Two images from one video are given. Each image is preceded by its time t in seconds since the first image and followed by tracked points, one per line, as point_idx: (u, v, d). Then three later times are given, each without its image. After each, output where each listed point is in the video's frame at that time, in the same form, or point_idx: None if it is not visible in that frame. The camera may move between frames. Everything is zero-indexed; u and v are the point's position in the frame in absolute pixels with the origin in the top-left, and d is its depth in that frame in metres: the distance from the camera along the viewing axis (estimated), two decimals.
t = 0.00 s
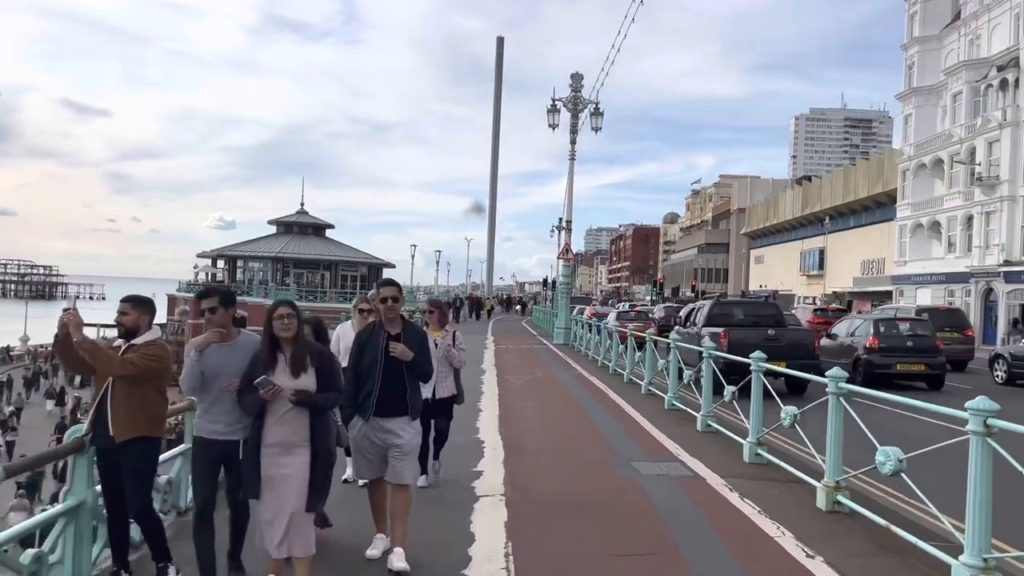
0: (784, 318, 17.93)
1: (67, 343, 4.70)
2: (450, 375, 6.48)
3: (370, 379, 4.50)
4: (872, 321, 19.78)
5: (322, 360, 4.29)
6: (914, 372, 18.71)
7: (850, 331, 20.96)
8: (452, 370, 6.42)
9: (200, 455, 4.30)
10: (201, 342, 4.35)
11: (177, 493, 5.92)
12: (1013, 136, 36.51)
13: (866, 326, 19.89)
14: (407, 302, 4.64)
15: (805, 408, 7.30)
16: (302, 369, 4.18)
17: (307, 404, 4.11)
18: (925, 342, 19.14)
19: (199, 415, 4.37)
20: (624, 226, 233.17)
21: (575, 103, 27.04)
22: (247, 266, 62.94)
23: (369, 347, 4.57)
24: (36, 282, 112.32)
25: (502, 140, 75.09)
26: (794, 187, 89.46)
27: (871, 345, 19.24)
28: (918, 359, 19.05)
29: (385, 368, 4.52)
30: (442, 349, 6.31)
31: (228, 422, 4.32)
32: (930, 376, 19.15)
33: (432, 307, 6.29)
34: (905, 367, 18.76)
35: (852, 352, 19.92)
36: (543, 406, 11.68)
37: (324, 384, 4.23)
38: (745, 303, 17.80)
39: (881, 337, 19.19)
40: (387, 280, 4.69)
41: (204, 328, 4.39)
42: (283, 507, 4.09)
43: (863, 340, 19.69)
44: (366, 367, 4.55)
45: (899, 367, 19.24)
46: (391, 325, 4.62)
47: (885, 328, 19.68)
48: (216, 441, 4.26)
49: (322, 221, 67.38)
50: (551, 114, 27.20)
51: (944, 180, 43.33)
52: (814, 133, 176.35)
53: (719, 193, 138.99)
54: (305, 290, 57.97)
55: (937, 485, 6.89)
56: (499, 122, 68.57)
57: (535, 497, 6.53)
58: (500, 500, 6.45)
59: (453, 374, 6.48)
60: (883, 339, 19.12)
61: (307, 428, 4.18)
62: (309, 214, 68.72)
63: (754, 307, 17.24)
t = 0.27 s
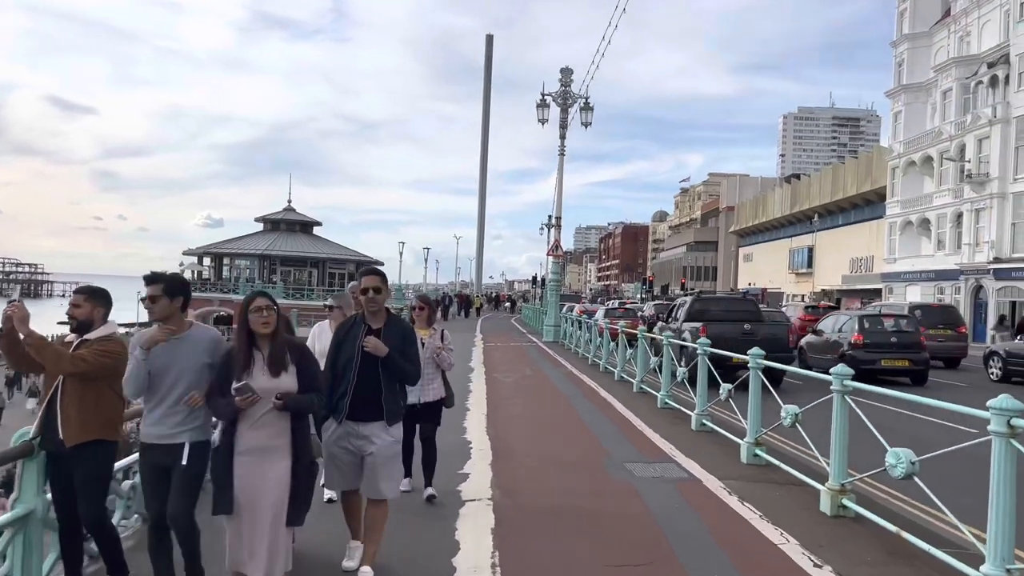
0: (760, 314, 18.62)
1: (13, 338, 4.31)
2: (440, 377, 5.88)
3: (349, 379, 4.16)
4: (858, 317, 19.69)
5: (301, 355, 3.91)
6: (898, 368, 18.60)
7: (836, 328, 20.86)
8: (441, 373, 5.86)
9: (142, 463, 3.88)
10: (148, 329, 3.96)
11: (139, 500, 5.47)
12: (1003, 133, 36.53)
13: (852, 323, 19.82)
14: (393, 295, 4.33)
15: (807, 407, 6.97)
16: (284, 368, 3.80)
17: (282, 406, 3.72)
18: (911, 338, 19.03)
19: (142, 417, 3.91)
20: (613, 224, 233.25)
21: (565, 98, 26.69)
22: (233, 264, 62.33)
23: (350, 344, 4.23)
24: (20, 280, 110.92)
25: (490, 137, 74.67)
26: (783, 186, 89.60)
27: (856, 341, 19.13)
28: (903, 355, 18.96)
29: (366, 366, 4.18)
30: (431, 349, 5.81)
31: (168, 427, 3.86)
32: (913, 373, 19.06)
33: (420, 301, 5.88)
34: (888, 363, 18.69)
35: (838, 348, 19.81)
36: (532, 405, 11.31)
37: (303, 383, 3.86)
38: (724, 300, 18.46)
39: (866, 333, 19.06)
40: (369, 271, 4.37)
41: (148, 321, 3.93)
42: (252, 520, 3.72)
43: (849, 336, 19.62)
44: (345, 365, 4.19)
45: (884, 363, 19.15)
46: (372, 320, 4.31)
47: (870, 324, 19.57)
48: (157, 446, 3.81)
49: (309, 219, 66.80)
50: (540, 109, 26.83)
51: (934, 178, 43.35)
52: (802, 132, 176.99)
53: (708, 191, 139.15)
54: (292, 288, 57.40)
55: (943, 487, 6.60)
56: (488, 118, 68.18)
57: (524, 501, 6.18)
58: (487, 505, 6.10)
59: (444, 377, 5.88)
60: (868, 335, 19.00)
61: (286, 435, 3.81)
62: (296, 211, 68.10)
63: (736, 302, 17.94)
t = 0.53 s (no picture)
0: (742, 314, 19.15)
1: None
2: (435, 387, 5.40)
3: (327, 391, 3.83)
4: (845, 317, 19.62)
5: (276, 368, 3.59)
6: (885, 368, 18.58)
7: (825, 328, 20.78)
8: (436, 383, 5.40)
9: (89, 490, 3.62)
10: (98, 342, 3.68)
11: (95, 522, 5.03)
12: (996, 132, 36.52)
13: (839, 323, 19.75)
14: (376, 299, 4.01)
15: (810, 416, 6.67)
16: (255, 383, 3.48)
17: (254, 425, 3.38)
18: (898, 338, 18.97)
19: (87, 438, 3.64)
20: (604, 223, 233.25)
21: (557, 95, 26.37)
22: (222, 263, 61.83)
23: (328, 354, 3.89)
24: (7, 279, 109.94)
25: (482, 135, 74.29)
26: (775, 184, 89.65)
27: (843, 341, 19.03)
28: (889, 354, 18.94)
29: (345, 377, 3.85)
30: (424, 357, 5.40)
31: (110, 454, 3.58)
32: (899, 372, 19.04)
33: (410, 304, 5.51)
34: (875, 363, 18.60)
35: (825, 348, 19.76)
36: (522, 410, 11.00)
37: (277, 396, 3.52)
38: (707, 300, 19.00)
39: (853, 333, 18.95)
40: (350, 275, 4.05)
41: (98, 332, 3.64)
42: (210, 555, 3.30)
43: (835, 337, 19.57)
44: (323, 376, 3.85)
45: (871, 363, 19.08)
46: (352, 329, 3.99)
47: (857, 324, 19.48)
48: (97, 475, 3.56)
49: (299, 217, 66.30)
50: (532, 106, 26.50)
51: (926, 177, 43.33)
52: (793, 131, 177.58)
53: (699, 190, 139.29)
54: (282, 287, 56.93)
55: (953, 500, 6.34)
56: (480, 116, 67.82)
57: (514, 517, 5.87)
58: (475, 521, 5.78)
59: (438, 387, 5.41)
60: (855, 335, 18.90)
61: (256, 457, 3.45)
62: (285, 210, 67.63)
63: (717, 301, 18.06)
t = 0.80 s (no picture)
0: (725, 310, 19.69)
1: None
2: (427, 390, 5.02)
3: (304, 396, 3.51)
4: (836, 313, 19.52)
5: (239, 373, 3.28)
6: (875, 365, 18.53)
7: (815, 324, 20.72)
8: (429, 385, 5.04)
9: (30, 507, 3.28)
10: (52, 338, 3.37)
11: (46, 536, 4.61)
12: (992, 129, 36.41)
13: (829, 319, 19.67)
14: (355, 293, 3.69)
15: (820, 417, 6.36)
16: (212, 387, 3.18)
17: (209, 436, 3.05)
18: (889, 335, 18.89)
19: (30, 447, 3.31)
20: (598, 221, 233.13)
21: (551, 91, 26.04)
22: (214, 260, 61.33)
23: (305, 354, 3.57)
24: None
25: (475, 131, 73.89)
26: (769, 182, 89.54)
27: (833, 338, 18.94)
28: (880, 351, 18.88)
29: (324, 379, 3.53)
30: (415, 357, 5.03)
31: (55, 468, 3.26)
32: (891, 368, 19.03)
33: (402, 299, 5.13)
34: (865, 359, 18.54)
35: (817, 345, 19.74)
36: (517, 410, 10.68)
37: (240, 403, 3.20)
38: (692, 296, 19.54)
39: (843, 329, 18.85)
40: (328, 266, 3.71)
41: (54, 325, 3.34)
42: None
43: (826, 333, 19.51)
44: (298, 380, 3.53)
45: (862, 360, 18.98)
46: (330, 326, 3.66)
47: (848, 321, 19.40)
48: (35, 494, 3.22)
49: (292, 214, 65.83)
50: (525, 102, 26.17)
51: (921, 174, 43.22)
52: (787, 129, 177.83)
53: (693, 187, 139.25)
54: (274, 285, 56.50)
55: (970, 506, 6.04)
56: (474, 113, 67.40)
57: (511, 525, 5.54)
58: (469, 529, 5.45)
59: (431, 388, 5.04)
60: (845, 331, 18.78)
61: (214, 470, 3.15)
62: (278, 207, 67.16)
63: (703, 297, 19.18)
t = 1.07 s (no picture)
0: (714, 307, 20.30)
1: None
2: (411, 406, 4.69)
3: (259, 417, 3.18)
4: (829, 313, 19.59)
5: (176, 389, 2.96)
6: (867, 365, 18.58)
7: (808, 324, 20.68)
8: (411, 400, 4.70)
9: None
10: None
11: None
12: (990, 127, 36.24)
13: (821, 319, 19.72)
14: (316, 301, 3.33)
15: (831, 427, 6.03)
16: (137, 415, 2.87)
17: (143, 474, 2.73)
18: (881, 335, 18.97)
19: None
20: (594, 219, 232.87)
21: (546, 87, 25.69)
22: (207, 259, 60.90)
23: (259, 370, 3.22)
24: None
25: (471, 129, 73.46)
26: (765, 181, 89.34)
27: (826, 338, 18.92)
28: (872, 351, 18.92)
29: (280, 398, 3.19)
30: (397, 370, 4.67)
31: None
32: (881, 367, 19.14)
33: (382, 306, 4.77)
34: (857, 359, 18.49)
35: (809, 344, 19.76)
36: (512, 416, 10.35)
37: (179, 419, 2.91)
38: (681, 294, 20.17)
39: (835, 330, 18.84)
40: (283, 270, 3.35)
41: None
42: None
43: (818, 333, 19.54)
44: (250, 402, 3.19)
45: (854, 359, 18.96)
46: (285, 339, 3.30)
47: (840, 321, 19.36)
48: None
49: (286, 213, 65.33)
50: (521, 99, 25.82)
51: (919, 172, 43.03)
52: (782, 129, 177.97)
53: (689, 186, 139.08)
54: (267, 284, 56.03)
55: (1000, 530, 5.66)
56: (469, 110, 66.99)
57: (504, 543, 5.23)
58: (460, 547, 5.13)
59: (414, 403, 4.71)
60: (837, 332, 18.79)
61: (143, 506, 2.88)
62: (272, 205, 66.72)
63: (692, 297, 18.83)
